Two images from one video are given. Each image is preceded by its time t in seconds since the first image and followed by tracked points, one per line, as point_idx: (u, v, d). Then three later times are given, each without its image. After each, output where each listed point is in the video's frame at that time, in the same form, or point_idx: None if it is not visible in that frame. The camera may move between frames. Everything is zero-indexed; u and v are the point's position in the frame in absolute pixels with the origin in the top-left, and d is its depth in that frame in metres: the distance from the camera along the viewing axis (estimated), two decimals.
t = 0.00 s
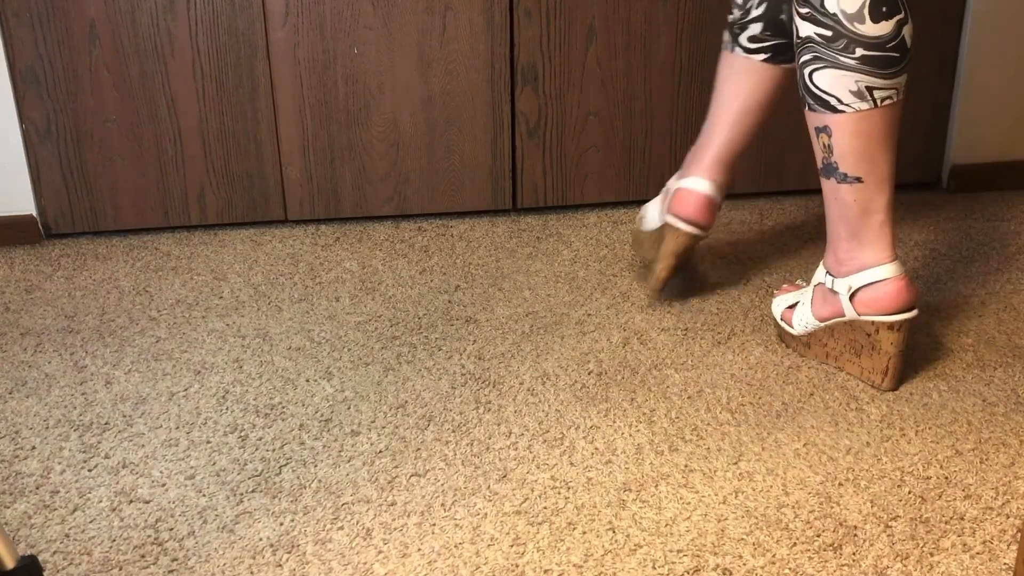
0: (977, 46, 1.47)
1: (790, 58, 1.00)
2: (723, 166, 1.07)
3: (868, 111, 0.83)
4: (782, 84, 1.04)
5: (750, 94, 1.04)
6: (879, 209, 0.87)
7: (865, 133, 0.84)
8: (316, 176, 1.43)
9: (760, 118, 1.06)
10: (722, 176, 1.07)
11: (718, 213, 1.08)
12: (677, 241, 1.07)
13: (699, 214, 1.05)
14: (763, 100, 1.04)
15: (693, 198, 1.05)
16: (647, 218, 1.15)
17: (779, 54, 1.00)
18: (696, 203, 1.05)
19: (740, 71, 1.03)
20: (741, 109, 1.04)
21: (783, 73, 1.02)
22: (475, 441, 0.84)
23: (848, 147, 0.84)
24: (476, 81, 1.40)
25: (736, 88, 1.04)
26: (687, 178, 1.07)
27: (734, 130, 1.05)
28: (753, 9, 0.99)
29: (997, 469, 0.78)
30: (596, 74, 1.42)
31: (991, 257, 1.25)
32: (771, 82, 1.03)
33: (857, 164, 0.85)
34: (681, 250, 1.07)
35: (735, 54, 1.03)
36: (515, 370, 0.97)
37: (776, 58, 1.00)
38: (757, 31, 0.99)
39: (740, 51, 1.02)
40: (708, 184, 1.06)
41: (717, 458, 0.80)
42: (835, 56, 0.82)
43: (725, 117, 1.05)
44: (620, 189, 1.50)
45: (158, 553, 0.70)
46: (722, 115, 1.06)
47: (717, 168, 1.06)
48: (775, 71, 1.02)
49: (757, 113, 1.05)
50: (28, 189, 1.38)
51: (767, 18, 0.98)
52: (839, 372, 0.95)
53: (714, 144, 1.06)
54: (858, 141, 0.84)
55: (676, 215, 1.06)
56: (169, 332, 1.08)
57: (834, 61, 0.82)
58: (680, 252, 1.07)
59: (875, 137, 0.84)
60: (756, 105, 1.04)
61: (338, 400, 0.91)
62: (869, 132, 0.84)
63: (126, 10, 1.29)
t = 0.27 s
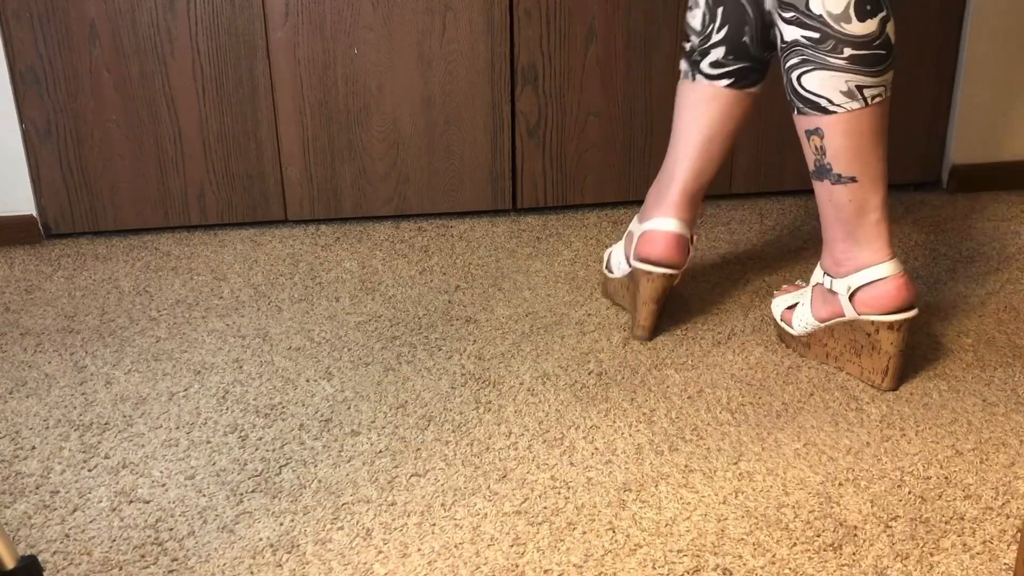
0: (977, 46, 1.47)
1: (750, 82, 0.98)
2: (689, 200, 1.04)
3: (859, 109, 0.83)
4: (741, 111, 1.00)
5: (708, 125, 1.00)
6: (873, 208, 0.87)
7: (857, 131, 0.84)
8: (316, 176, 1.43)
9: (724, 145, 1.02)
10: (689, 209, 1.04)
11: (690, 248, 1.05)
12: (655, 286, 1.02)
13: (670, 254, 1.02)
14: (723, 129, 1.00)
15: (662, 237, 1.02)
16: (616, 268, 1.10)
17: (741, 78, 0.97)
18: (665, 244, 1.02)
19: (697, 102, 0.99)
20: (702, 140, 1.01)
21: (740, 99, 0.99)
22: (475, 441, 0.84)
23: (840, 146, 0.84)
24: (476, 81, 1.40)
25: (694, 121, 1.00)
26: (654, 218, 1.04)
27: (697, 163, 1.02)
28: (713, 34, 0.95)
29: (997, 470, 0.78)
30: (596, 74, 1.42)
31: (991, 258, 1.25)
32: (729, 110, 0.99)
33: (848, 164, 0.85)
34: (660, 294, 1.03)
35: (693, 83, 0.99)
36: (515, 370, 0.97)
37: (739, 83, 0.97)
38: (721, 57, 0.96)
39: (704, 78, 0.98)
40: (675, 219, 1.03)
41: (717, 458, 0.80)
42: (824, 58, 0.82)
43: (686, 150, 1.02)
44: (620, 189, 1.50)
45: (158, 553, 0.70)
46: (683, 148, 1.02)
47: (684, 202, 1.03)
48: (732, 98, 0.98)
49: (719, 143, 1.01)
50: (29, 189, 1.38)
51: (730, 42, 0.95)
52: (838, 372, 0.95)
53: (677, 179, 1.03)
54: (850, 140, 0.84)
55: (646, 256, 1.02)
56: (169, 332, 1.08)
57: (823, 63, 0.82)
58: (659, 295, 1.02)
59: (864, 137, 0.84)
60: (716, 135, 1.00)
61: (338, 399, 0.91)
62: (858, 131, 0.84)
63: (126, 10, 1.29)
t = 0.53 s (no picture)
0: (976, 46, 1.47)
1: (721, 80, 0.97)
2: (672, 204, 1.03)
3: (827, 99, 0.82)
4: (711, 110, 0.99)
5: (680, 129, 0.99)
6: (857, 198, 0.87)
7: (828, 124, 0.83)
8: (316, 176, 1.43)
9: (701, 144, 1.02)
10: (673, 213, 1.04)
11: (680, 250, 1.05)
12: (646, 292, 1.02)
13: (660, 261, 1.02)
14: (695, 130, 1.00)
15: (650, 245, 1.02)
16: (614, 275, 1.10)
17: (711, 77, 0.97)
18: (654, 251, 1.02)
19: (666, 107, 0.99)
20: (679, 144, 1.00)
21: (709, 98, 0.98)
22: (476, 441, 0.84)
23: (815, 141, 0.83)
24: (476, 82, 1.40)
25: (666, 126, 0.99)
26: (640, 226, 1.04)
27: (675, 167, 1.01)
28: (677, 36, 0.95)
29: (997, 470, 0.78)
30: (596, 74, 1.42)
31: (990, 258, 1.25)
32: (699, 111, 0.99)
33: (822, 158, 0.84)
34: (654, 299, 1.02)
35: (662, 87, 0.98)
36: (515, 369, 0.97)
37: (709, 83, 0.97)
38: (687, 57, 0.95)
39: (672, 81, 0.97)
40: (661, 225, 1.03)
41: (717, 459, 0.80)
42: (785, 50, 0.81)
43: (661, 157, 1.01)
44: (620, 189, 1.50)
45: (158, 553, 0.70)
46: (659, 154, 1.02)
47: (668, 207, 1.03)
48: (702, 98, 0.98)
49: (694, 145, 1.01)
50: (29, 188, 1.38)
51: (695, 42, 0.95)
52: (838, 371, 0.95)
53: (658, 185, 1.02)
54: (824, 133, 0.83)
55: (636, 267, 1.02)
56: (169, 332, 1.08)
57: (786, 56, 0.81)
58: (653, 300, 1.02)
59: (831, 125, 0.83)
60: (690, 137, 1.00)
61: (338, 400, 0.91)
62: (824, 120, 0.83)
63: (126, 9, 1.29)
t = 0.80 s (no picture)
0: (976, 47, 1.47)
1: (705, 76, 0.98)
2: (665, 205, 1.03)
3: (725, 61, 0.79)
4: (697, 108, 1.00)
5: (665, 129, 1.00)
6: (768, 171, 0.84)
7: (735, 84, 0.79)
8: (316, 176, 1.43)
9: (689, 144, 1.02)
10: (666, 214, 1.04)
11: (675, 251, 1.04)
12: (645, 292, 1.01)
13: (656, 261, 1.01)
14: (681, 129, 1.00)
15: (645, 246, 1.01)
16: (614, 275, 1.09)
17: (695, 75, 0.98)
18: (650, 252, 1.01)
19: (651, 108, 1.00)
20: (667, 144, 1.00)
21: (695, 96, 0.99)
22: (476, 441, 0.84)
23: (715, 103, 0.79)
24: (476, 81, 1.40)
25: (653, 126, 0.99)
26: (633, 229, 1.04)
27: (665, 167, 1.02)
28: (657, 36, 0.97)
29: (997, 470, 0.78)
30: (596, 74, 1.42)
31: (990, 258, 1.25)
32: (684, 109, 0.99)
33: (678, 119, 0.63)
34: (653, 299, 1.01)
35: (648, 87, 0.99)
36: (515, 370, 0.97)
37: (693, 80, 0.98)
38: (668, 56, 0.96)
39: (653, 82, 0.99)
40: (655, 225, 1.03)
41: (717, 458, 0.80)
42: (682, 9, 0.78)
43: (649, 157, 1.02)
44: (620, 189, 1.50)
45: (158, 553, 0.70)
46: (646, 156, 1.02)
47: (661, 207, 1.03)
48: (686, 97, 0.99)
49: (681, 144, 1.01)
50: (29, 189, 1.38)
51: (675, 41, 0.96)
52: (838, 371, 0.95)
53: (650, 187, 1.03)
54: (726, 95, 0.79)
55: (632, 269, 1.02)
56: (169, 332, 1.08)
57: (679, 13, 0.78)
58: (651, 300, 1.01)
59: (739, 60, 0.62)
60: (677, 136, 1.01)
61: (338, 399, 0.91)
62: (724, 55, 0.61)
63: (126, 9, 1.29)
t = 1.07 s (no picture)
0: (976, 47, 1.47)
1: (693, 74, 0.97)
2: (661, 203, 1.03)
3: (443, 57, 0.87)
4: (686, 107, 1.00)
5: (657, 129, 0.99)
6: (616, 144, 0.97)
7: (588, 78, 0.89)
8: (316, 176, 1.43)
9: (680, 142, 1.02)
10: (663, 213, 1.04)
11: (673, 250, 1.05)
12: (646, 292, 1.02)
13: (656, 262, 1.02)
14: (673, 129, 1.00)
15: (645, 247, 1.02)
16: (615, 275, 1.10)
17: (684, 73, 0.97)
18: (649, 252, 1.01)
19: (639, 109, 0.99)
20: (658, 144, 1.00)
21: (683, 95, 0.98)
22: (476, 441, 0.84)
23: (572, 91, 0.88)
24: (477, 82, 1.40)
25: (644, 127, 0.99)
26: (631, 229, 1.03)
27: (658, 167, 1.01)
28: (642, 36, 0.95)
29: (997, 470, 0.78)
30: (596, 74, 1.42)
31: (990, 258, 1.25)
32: (675, 110, 0.99)
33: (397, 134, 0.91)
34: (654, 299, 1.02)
35: (636, 89, 0.98)
36: (515, 370, 0.97)
37: (681, 79, 0.97)
38: (656, 58, 0.95)
39: (645, 82, 0.97)
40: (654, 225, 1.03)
41: (717, 459, 0.80)
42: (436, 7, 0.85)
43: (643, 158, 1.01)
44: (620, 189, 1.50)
45: (158, 553, 0.70)
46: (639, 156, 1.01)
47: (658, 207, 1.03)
48: (674, 96, 0.98)
49: (673, 143, 1.01)
50: (29, 189, 1.38)
51: (660, 40, 0.95)
52: (838, 372, 0.95)
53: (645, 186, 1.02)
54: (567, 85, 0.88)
55: (634, 270, 1.02)
56: (169, 332, 1.08)
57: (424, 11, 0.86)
58: (651, 301, 1.02)
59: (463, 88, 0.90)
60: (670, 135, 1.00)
61: (338, 400, 0.91)
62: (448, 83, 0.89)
63: (126, 10, 1.29)
